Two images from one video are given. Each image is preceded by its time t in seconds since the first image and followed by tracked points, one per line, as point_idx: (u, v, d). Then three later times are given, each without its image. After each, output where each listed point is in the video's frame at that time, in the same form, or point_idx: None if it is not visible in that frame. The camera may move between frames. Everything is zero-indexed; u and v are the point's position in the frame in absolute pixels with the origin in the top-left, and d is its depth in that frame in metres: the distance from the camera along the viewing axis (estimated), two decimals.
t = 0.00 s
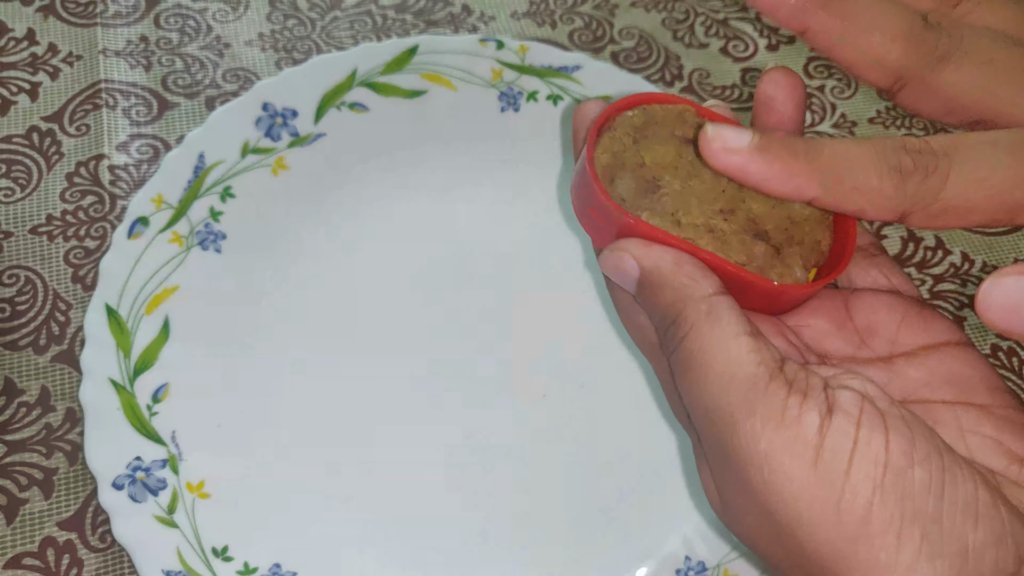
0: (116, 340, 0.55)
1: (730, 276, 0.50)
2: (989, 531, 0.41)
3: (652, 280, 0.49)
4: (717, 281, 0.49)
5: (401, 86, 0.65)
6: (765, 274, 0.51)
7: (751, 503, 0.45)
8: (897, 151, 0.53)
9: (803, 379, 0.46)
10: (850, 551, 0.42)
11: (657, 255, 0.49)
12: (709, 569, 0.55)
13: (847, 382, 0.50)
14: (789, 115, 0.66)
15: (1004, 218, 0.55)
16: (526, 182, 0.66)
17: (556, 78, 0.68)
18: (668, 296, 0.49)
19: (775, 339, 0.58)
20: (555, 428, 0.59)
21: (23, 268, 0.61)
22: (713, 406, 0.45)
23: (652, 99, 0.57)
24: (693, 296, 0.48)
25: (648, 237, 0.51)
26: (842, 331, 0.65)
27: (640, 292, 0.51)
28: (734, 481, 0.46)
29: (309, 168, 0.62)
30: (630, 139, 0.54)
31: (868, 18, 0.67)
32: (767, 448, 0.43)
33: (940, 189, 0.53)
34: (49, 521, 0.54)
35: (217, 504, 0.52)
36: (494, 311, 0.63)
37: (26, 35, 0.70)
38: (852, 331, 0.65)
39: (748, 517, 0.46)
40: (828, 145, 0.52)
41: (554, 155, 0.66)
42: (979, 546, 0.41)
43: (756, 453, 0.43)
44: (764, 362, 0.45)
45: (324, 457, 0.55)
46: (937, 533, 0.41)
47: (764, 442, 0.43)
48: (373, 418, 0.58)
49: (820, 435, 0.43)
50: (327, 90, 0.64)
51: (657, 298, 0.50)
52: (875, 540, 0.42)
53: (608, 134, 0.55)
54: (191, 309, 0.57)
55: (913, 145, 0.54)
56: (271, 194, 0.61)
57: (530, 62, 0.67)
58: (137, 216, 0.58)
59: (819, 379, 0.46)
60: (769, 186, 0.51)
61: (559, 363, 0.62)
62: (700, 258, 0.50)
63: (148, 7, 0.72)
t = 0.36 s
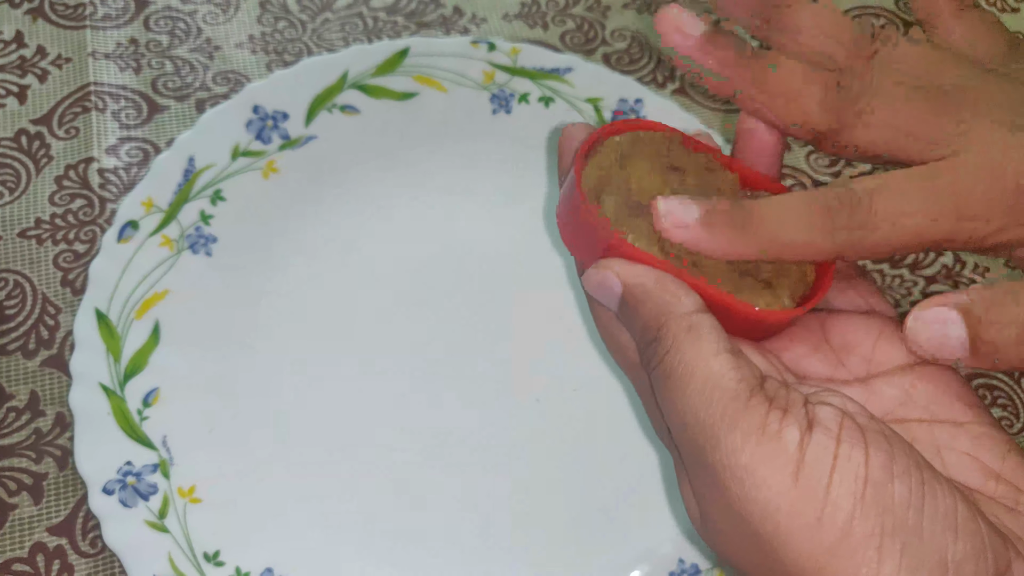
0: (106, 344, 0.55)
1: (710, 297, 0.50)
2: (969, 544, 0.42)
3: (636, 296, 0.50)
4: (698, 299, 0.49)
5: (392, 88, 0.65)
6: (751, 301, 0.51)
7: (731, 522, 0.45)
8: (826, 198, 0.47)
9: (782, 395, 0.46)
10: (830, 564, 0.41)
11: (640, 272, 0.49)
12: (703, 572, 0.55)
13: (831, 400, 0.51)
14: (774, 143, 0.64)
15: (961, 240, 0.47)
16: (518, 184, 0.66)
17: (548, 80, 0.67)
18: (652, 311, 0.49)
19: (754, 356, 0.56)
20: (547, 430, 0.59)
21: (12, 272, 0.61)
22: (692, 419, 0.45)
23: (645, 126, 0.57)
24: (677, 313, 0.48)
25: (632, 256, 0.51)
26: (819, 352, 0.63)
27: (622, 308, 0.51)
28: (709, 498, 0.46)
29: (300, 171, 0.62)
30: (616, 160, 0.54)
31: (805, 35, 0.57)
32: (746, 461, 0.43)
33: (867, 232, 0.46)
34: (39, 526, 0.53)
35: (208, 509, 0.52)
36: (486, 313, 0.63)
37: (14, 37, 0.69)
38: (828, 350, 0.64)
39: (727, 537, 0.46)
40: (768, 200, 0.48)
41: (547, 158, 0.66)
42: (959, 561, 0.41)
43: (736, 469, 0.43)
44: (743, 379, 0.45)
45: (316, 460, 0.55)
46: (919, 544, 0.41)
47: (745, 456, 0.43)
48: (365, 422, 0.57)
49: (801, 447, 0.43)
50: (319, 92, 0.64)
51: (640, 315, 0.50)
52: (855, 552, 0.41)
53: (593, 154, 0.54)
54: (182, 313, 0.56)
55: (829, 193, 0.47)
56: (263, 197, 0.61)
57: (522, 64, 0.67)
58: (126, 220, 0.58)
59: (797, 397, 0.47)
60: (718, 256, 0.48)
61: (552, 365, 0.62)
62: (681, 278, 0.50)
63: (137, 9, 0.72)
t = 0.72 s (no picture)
0: (106, 341, 0.55)
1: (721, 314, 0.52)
2: (973, 532, 0.41)
3: (645, 315, 0.50)
4: (708, 314, 0.49)
5: (392, 86, 0.65)
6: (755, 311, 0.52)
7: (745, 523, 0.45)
8: (849, 234, 0.52)
9: (791, 401, 0.46)
10: (841, 559, 0.41)
11: (650, 292, 0.50)
12: (703, 569, 0.55)
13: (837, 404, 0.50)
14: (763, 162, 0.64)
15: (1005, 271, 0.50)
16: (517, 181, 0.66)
17: (547, 79, 0.67)
18: (662, 328, 0.49)
19: (766, 366, 0.55)
20: (546, 428, 0.59)
21: (13, 270, 0.61)
22: (704, 428, 0.45)
23: (642, 162, 0.59)
24: (686, 330, 0.48)
25: (643, 279, 0.52)
26: (825, 361, 0.63)
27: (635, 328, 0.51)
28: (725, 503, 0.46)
29: (300, 169, 0.62)
30: (618, 193, 0.56)
31: (811, 106, 0.65)
32: (760, 467, 0.43)
33: (880, 263, 0.51)
34: (40, 523, 0.53)
35: (208, 506, 0.52)
36: (486, 311, 0.63)
37: (15, 36, 0.70)
38: (834, 361, 0.63)
39: (742, 538, 0.46)
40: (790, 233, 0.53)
41: (546, 155, 0.66)
42: (966, 547, 0.41)
43: (748, 473, 0.43)
44: (754, 386, 0.45)
45: (315, 457, 0.55)
46: (924, 535, 0.41)
47: (758, 461, 0.43)
48: (365, 419, 0.58)
49: (811, 450, 0.43)
50: (319, 90, 0.64)
51: (651, 331, 0.50)
52: (865, 548, 0.41)
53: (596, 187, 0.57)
54: (183, 311, 0.57)
55: (857, 229, 0.53)
56: (263, 194, 0.61)
57: (521, 63, 0.67)
58: (126, 218, 0.58)
59: (806, 401, 0.46)
60: (739, 275, 0.51)
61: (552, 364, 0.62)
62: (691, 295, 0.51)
63: (137, 7, 0.72)
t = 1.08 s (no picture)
0: (106, 343, 0.55)
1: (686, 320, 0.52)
2: (987, 540, 0.39)
3: (618, 332, 0.50)
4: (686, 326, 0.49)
5: (391, 87, 0.65)
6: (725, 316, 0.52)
7: (751, 551, 0.43)
8: (741, 249, 0.51)
9: (786, 414, 0.44)
10: None
11: (618, 309, 0.50)
12: (702, 570, 0.55)
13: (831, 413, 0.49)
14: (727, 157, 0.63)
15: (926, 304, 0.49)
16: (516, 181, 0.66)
17: (545, 79, 0.67)
18: (640, 346, 0.49)
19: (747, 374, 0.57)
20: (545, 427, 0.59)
21: (12, 272, 0.61)
22: (699, 450, 0.44)
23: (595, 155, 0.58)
24: (666, 345, 0.48)
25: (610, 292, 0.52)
26: (803, 360, 0.62)
27: (608, 344, 0.51)
28: (726, 527, 0.44)
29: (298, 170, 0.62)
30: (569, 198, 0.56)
31: (727, 91, 0.60)
32: (764, 489, 0.41)
33: (770, 286, 0.50)
34: (40, 525, 0.53)
35: (209, 507, 0.52)
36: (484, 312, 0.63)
37: (13, 38, 0.70)
38: (814, 360, 0.62)
39: (747, 563, 0.44)
40: (687, 240, 0.51)
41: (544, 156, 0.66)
42: (980, 560, 0.38)
43: (752, 497, 0.42)
44: (747, 402, 0.44)
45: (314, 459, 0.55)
46: (938, 548, 0.39)
47: (762, 482, 0.41)
48: (365, 419, 0.58)
49: (815, 466, 0.41)
50: (317, 91, 0.64)
51: (625, 348, 0.50)
52: (883, 566, 0.39)
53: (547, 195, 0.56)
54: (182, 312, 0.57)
55: (749, 241, 0.51)
56: (262, 195, 0.61)
57: (520, 63, 0.67)
58: (125, 219, 0.58)
59: (802, 414, 0.45)
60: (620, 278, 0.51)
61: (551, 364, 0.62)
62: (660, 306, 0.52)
63: (136, 9, 0.72)
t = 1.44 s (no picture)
0: (109, 347, 0.55)
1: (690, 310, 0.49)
2: (996, 539, 0.39)
3: (617, 321, 0.48)
4: (688, 320, 0.48)
5: (393, 91, 0.65)
6: (730, 308, 0.49)
7: (755, 552, 0.43)
8: (756, 151, 0.53)
9: (790, 408, 0.44)
10: None
11: (622, 299, 0.48)
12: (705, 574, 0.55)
13: (834, 405, 0.49)
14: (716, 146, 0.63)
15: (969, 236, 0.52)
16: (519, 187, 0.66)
17: (548, 83, 0.67)
18: (642, 340, 0.48)
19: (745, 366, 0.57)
20: (548, 430, 0.59)
21: (15, 275, 0.61)
22: (702, 446, 0.43)
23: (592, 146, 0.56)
24: (665, 339, 0.47)
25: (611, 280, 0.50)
26: (807, 350, 0.63)
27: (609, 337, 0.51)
28: (729, 528, 0.44)
29: (300, 174, 0.62)
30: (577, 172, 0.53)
31: (739, 41, 0.65)
32: (769, 485, 0.41)
33: (787, 201, 0.52)
34: (43, 529, 0.53)
35: (212, 511, 0.52)
36: (487, 314, 0.63)
37: (16, 41, 0.70)
38: (818, 349, 0.63)
39: (750, 566, 0.44)
40: (705, 154, 0.52)
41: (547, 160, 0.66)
42: (990, 556, 0.38)
43: (757, 493, 0.41)
44: (749, 397, 0.44)
45: (316, 461, 0.55)
46: (947, 547, 0.38)
47: (766, 479, 0.41)
48: (367, 422, 0.58)
49: (821, 462, 0.41)
50: (318, 95, 0.64)
51: (628, 340, 0.48)
52: (889, 566, 0.39)
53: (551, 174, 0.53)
54: (186, 316, 0.57)
55: (762, 170, 0.53)
56: (264, 198, 0.61)
57: (522, 67, 0.67)
58: (129, 223, 0.58)
59: (806, 408, 0.45)
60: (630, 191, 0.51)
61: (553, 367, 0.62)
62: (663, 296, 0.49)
63: (138, 12, 0.72)
